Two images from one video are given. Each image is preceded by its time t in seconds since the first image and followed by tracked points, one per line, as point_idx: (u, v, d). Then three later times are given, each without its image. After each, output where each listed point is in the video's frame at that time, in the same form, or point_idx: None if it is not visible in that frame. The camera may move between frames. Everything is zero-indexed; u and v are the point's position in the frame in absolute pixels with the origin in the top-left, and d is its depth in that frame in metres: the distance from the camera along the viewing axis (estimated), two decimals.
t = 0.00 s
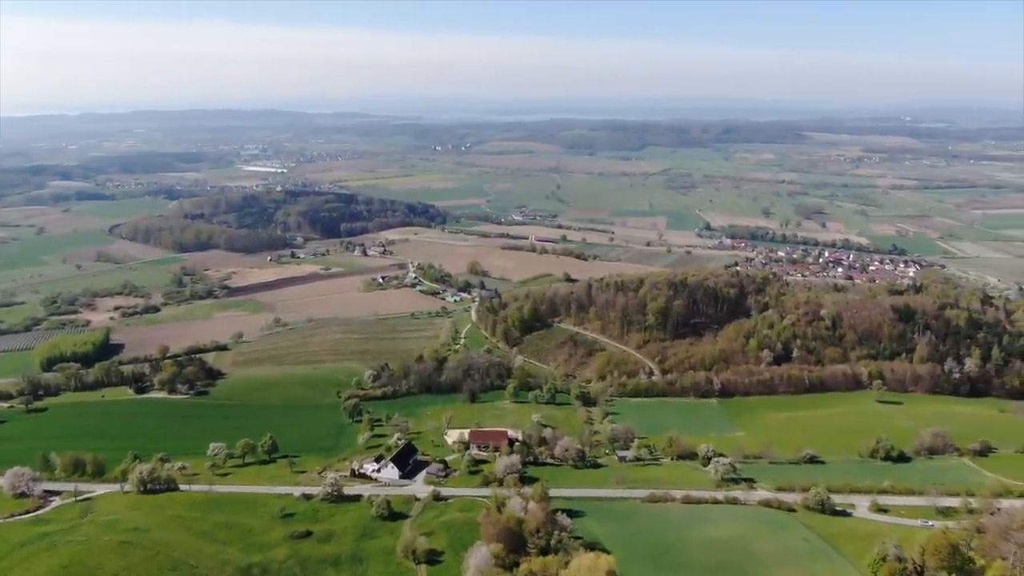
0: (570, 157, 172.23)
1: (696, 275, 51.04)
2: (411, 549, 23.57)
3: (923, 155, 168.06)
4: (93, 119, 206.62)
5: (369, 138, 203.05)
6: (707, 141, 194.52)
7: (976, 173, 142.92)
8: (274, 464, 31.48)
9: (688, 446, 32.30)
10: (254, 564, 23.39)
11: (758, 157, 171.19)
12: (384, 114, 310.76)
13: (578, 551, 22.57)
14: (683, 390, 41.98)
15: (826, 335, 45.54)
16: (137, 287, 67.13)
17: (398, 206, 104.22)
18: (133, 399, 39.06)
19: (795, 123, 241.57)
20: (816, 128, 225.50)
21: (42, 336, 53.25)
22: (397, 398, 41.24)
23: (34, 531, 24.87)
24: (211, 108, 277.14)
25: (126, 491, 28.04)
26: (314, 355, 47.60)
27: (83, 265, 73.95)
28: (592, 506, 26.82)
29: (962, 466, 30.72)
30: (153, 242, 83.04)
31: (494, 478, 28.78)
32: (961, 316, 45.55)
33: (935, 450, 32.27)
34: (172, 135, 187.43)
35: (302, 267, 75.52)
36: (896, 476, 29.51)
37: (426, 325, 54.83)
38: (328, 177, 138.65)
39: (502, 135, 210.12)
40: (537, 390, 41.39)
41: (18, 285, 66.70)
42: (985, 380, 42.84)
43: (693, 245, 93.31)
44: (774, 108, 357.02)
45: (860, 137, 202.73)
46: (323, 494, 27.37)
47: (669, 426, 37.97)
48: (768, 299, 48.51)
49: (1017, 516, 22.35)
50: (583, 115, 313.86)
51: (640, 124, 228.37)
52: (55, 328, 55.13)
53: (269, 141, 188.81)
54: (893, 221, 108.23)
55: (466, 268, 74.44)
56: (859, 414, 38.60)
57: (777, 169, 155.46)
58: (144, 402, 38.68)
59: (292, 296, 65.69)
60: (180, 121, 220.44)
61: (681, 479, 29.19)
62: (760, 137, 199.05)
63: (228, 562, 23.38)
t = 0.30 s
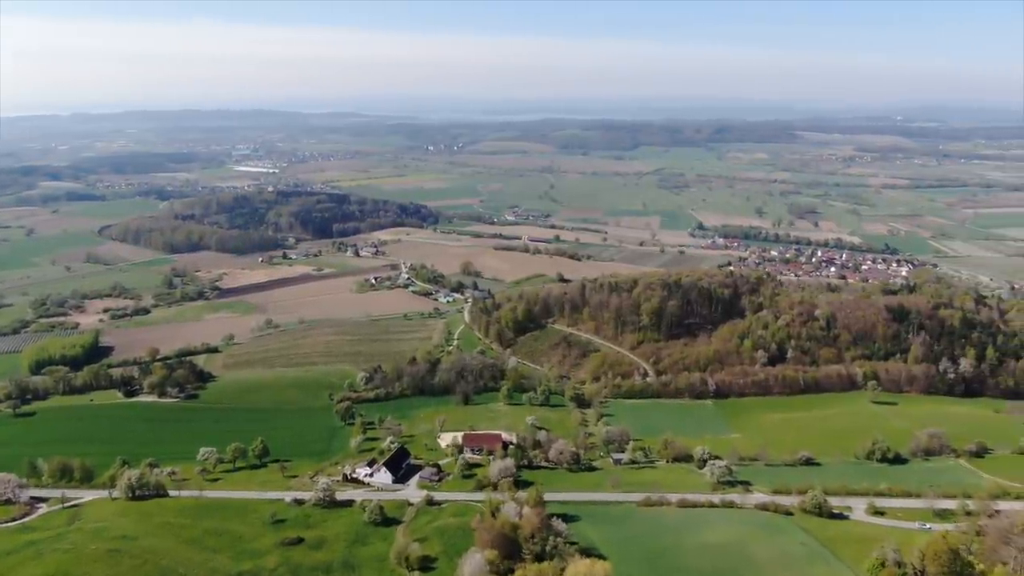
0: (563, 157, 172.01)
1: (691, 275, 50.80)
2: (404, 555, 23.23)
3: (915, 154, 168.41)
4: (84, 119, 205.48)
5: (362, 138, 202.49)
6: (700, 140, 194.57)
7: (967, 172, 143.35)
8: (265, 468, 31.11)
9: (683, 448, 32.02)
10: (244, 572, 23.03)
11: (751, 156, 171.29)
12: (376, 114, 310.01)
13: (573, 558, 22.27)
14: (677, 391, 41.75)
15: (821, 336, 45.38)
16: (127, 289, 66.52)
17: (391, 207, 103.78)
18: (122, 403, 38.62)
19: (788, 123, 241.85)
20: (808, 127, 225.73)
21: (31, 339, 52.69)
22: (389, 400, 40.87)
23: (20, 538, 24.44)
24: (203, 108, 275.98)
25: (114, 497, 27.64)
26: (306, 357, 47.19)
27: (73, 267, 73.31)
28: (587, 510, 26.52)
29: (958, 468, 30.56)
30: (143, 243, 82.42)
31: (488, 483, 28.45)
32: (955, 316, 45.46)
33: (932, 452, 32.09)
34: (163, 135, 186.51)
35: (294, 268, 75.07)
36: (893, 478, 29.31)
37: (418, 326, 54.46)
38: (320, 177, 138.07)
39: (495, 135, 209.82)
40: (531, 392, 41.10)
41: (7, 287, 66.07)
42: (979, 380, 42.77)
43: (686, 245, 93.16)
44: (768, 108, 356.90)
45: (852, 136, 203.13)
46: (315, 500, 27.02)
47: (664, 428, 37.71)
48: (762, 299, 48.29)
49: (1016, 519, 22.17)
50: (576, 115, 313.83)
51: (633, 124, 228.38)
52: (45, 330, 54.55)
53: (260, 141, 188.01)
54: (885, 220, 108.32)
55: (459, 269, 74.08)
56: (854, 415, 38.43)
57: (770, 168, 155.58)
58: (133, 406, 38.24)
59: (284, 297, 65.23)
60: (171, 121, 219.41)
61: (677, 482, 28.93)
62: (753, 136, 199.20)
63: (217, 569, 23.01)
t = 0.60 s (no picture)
0: (556, 157, 171.80)
1: (685, 275, 50.60)
2: (398, 561, 22.92)
3: (907, 153, 168.87)
4: (75, 119, 204.41)
5: (355, 138, 201.98)
6: (693, 140, 194.63)
7: (959, 171, 143.71)
8: (257, 472, 30.76)
9: (679, 450, 31.80)
10: None
11: (743, 156, 171.41)
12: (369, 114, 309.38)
13: (569, 564, 22.00)
14: (672, 392, 41.52)
15: (816, 336, 45.20)
16: (117, 290, 65.97)
17: (384, 207, 103.40)
18: (112, 406, 38.20)
19: (780, 122, 242.23)
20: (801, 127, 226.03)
21: (20, 341, 52.19)
22: (382, 402, 40.53)
23: (7, 546, 24.03)
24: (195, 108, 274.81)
25: (103, 503, 27.26)
26: (298, 359, 46.82)
27: (63, 268, 72.68)
28: (583, 514, 26.26)
29: (955, 469, 30.42)
30: (134, 244, 81.83)
31: (483, 487, 28.17)
32: (949, 316, 45.36)
33: (928, 453, 31.94)
34: (154, 135, 185.49)
35: (286, 268, 74.67)
36: (890, 480, 29.15)
37: (412, 327, 54.13)
38: (312, 177, 137.53)
39: (488, 135, 209.47)
40: (525, 394, 40.85)
41: None
42: (975, 380, 42.70)
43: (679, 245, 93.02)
44: (761, 108, 357.10)
45: (844, 135, 203.50)
46: (307, 504, 26.67)
47: (659, 429, 37.48)
48: (757, 299, 48.11)
49: (1015, 521, 22.05)
50: (569, 115, 313.71)
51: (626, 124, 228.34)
52: (34, 333, 53.99)
53: (252, 141, 187.29)
54: (878, 219, 108.40)
55: (453, 269, 73.76)
56: (850, 416, 38.28)
57: (763, 168, 155.73)
58: (123, 409, 37.82)
59: (277, 298, 64.79)
60: (163, 121, 218.38)
61: (672, 485, 28.69)
62: (746, 136, 199.39)
63: None
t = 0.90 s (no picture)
0: (549, 156, 171.59)
1: (679, 276, 50.35)
2: (390, 569, 22.60)
3: (898, 153, 169.35)
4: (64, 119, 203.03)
5: (347, 138, 201.21)
6: (685, 139, 194.73)
7: (950, 170, 144.16)
8: (248, 477, 30.36)
9: (674, 453, 31.56)
10: None
11: (736, 156, 171.53)
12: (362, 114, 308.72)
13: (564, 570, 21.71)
14: (667, 394, 41.27)
15: (810, 336, 45.03)
16: (107, 292, 65.33)
17: (376, 207, 102.95)
18: (101, 410, 37.71)
19: (772, 122, 242.72)
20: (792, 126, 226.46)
21: (8, 344, 51.57)
22: (375, 405, 40.16)
23: None
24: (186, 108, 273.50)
25: (91, 509, 26.84)
26: (290, 362, 46.38)
27: (52, 269, 72.02)
28: (578, 518, 25.97)
29: (951, 471, 30.26)
30: (124, 245, 81.17)
31: (477, 491, 27.83)
32: (944, 316, 45.26)
33: (924, 454, 31.79)
34: (145, 135, 184.39)
35: (278, 269, 74.19)
36: (887, 482, 28.98)
37: (404, 328, 53.73)
38: (304, 177, 136.90)
39: (481, 134, 209.06)
40: (519, 396, 40.56)
41: None
42: (969, 380, 42.63)
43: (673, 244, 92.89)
44: (753, 108, 357.69)
45: (836, 135, 203.96)
46: (298, 510, 26.29)
47: (654, 432, 37.22)
48: (751, 299, 47.90)
49: (1014, 525, 21.85)
50: (561, 114, 313.58)
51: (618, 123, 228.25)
52: (22, 335, 53.36)
53: (244, 141, 186.38)
54: (870, 219, 108.56)
55: (445, 269, 73.40)
56: (845, 417, 38.12)
57: (755, 167, 155.85)
58: (112, 413, 37.34)
59: (268, 299, 64.30)
60: (153, 121, 217.18)
61: (668, 488, 28.42)
62: (738, 135, 199.60)
63: None
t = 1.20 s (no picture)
0: (542, 156, 171.36)
1: (674, 276, 50.15)
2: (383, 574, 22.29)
3: (890, 152, 169.70)
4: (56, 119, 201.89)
5: (340, 138, 200.54)
6: (679, 139, 194.79)
7: (942, 170, 144.48)
8: (240, 481, 30.02)
9: (670, 455, 31.34)
10: None
11: (729, 155, 171.64)
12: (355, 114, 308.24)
13: None
14: (662, 395, 41.05)
15: (805, 337, 44.88)
16: (98, 293, 64.77)
17: (369, 207, 102.54)
18: (91, 414, 37.30)
19: (765, 121, 243.06)
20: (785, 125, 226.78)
21: None
22: (368, 407, 39.83)
23: None
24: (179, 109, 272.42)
25: (80, 515, 26.47)
26: (282, 364, 45.99)
27: (43, 270, 71.41)
28: (574, 523, 25.71)
29: (948, 473, 30.11)
30: (116, 245, 80.57)
31: (471, 495, 27.54)
32: (939, 316, 45.19)
33: (921, 456, 31.64)
34: (137, 135, 183.40)
35: (270, 270, 73.76)
36: (884, 484, 28.81)
37: (398, 329, 53.38)
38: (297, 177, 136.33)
39: (474, 134, 208.70)
40: (514, 397, 40.29)
41: None
42: (965, 380, 42.55)
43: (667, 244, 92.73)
44: (746, 107, 358.35)
45: (829, 134, 204.29)
46: (291, 515, 25.99)
47: (650, 433, 36.96)
48: (746, 299, 47.72)
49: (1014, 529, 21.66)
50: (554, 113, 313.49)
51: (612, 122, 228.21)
52: (12, 338, 52.85)
53: (236, 141, 185.59)
54: (863, 218, 108.66)
55: (439, 270, 73.09)
56: (841, 418, 37.98)
57: (748, 166, 155.96)
58: (102, 417, 36.90)
59: (261, 300, 63.87)
60: (145, 121, 216.23)
61: (665, 491, 28.19)
62: (731, 134, 199.76)
63: None
